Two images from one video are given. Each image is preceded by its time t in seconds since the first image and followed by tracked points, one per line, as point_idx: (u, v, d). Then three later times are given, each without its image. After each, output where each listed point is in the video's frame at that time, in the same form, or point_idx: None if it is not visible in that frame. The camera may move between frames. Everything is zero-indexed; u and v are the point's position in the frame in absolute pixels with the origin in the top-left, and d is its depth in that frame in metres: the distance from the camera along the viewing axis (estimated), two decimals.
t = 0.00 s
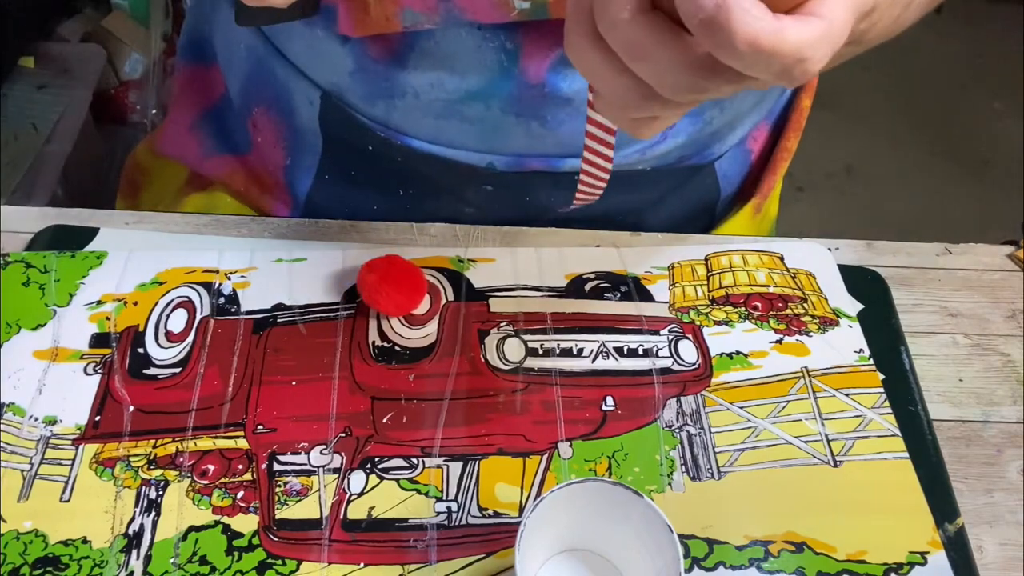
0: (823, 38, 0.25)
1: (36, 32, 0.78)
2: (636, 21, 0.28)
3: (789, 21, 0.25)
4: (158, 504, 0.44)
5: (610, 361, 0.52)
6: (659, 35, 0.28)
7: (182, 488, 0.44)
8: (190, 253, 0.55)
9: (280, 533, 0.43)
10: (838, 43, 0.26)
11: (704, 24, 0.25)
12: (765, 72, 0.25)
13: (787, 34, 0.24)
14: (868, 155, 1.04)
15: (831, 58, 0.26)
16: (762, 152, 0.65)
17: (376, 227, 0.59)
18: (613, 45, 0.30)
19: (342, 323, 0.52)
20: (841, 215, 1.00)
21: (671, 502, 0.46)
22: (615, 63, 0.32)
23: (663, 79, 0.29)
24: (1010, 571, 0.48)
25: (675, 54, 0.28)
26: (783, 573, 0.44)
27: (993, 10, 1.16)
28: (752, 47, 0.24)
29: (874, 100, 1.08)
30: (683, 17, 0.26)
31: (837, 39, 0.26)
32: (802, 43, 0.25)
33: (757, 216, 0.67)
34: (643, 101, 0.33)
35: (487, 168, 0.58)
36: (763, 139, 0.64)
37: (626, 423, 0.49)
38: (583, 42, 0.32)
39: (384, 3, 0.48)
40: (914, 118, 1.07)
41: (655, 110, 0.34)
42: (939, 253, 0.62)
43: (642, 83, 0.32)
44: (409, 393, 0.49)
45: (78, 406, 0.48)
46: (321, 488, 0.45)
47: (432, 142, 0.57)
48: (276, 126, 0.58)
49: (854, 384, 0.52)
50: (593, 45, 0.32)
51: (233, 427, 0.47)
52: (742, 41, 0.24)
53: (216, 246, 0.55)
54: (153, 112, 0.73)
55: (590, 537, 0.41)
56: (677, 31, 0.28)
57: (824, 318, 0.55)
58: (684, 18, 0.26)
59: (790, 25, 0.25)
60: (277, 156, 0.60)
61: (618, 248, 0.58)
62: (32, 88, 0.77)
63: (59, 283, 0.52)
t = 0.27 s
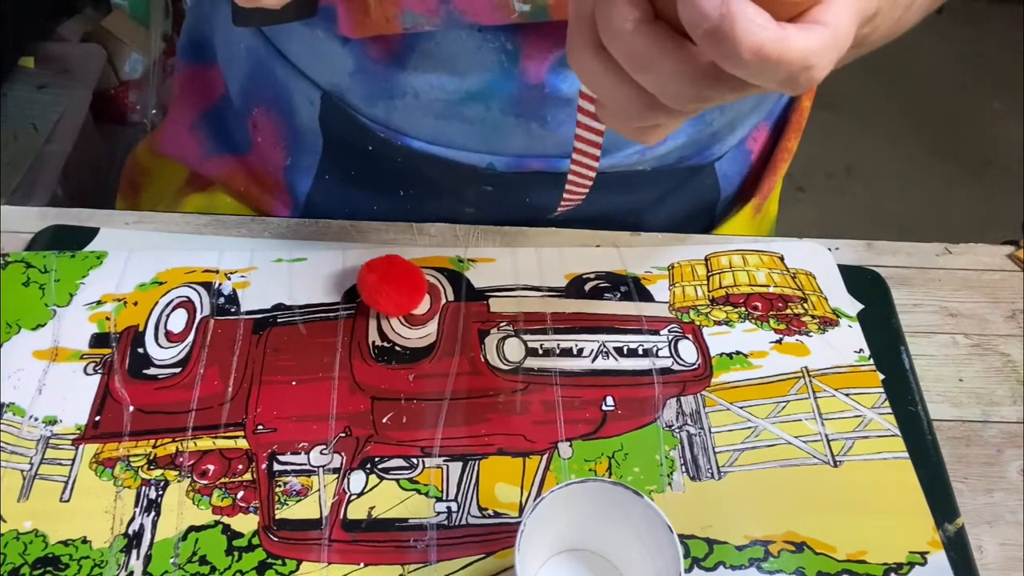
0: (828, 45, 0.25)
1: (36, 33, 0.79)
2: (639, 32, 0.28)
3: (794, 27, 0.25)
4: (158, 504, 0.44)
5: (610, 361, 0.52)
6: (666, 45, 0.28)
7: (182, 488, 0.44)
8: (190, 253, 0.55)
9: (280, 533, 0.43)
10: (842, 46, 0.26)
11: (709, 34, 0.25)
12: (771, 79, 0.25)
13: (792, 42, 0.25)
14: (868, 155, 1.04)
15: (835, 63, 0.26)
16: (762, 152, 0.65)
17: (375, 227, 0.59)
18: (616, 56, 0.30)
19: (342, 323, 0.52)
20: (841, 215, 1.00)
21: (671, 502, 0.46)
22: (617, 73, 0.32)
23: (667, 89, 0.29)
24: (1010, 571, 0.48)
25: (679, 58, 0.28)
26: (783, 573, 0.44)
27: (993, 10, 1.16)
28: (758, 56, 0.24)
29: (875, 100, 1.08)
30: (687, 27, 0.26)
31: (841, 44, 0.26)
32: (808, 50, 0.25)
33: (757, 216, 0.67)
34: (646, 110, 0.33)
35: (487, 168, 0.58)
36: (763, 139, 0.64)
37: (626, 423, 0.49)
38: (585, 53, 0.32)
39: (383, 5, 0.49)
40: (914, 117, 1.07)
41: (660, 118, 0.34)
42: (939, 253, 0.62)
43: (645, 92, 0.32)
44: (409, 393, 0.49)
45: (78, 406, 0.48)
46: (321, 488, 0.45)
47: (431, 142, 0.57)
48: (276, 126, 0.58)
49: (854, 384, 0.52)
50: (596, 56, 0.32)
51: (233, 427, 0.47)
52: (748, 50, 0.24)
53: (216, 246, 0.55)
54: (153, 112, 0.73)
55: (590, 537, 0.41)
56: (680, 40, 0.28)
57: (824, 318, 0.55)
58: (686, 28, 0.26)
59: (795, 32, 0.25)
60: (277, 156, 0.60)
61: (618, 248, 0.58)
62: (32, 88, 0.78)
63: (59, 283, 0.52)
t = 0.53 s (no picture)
0: (831, 50, 0.25)
1: (36, 33, 0.79)
2: (643, 39, 0.28)
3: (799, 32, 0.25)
4: (158, 504, 0.44)
5: (610, 362, 0.52)
6: (669, 51, 0.28)
7: (182, 488, 0.44)
8: (190, 253, 0.55)
9: (280, 533, 0.43)
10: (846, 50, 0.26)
11: (713, 41, 0.25)
12: (774, 85, 0.25)
13: (796, 48, 0.24)
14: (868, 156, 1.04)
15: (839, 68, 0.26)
16: (762, 152, 0.65)
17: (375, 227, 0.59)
18: (619, 62, 0.30)
19: (342, 323, 0.52)
20: (840, 215, 1.00)
21: (671, 502, 0.46)
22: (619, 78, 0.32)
23: (670, 96, 0.29)
24: (1009, 571, 0.48)
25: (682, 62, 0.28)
26: (783, 573, 0.44)
27: (992, 10, 1.16)
28: (762, 62, 0.24)
29: (875, 100, 1.08)
30: (690, 34, 0.26)
31: (845, 49, 0.26)
32: (812, 55, 0.25)
33: (757, 216, 0.67)
34: (649, 114, 0.33)
35: (487, 168, 0.58)
36: (763, 139, 0.64)
37: (626, 423, 0.49)
38: (588, 59, 0.32)
39: (384, 6, 0.48)
40: (914, 117, 1.07)
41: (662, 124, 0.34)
42: (939, 253, 0.62)
43: (646, 98, 0.32)
44: (409, 393, 0.49)
45: (78, 405, 0.48)
46: (321, 488, 0.45)
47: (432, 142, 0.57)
48: (277, 126, 0.58)
49: (854, 384, 0.52)
50: (598, 62, 0.32)
51: (233, 427, 0.47)
52: (752, 56, 0.24)
53: (216, 246, 0.55)
54: (153, 112, 0.73)
55: (590, 537, 0.41)
56: (683, 46, 0.28)
57: (824, 318, 0.55)
58: (690, 35, 0.26)
59: (799, 37, 0.25)
60: (278, 155, 0.60)
61: (618, 248, 0.58)
62: (32, 88, 0.78)
63: (58, 283, 0.52)
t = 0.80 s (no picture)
0: (835, 53, 0.25)
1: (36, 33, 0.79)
2: (649, 35, 0.28)
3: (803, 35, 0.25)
4: (158, 504, 0.44)
5: (610, 362, 0.52)
6: (676, 48, 0.28)
7: (182, 488, 0.44)
8: (190, 253, 0.55)
9: (280, 533, 0.43)
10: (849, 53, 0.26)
11: (718, 40, 0.25)
12: (778, 86, 0.26)
13: (799, 49, 0.25)
14: (868, 155, 1.04)
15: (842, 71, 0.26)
16: (762, 152, 0.65)
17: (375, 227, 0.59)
18: (625, 58, 0.30)
19: (342, 323, 0.52)
20: (840, 215, 1.00)
21: (670, 502, 0.46)
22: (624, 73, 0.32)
23: (673, 93, 0.29)
24: (1010, 571, 0.48)
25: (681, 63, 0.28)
26: (783, 573, 0.44)
27: (992, 10, 1.16)
28: (766, 63, 0.25)
29: (875, 100, 1.08)
30: (696, 32, 0.26)
31: (848, 52, 0.26)
32: (815, 58, 0.25)
33: (757, 216, 0.67)
34: (651, 111, 0.33)
35: (488, 167, 0.58)
36: (763, 139, 0.64)
37: (626, 423, 0.49)
38: (593, 53, 0.32)
39: (386, 7, 0.48)
40: (914, 117, 1.07)
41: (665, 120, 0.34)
42: (939, 253, 0.62)
43: (650, 94, 0.32)
44: (409, 393, 0.49)
45: (78, 405, 0.48)
46: (321, 488, 0.45)
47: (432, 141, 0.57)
48: (277, 125, 0.58)
49: (854, 384, 0.52)
50: (604, 55, 0.32)
51: (233, 427, 0.47)
52: (757, 57, 0.24)
53: (216, 246, 0.55)
54: (153, 112, 0.73)
55: (590, 537, 0.41)
56: (688, 46, 0.28)
57: (824, 318, 0.55)
58: (696, 33, 0.26)
59: (803, 40, 0.25)
60: (278, 155, 0.60)
61: (618, 248, 0.58)
62: (32, 88, 0.78)
63: (58, 283, 0.52)
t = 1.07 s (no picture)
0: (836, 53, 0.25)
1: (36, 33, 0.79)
2: (650, 21, 0.28)
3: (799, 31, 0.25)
4: (158, 504, 0.44)
5: (610, 362, 0.52)
6: (677, 37, 0.28)
7: (182, 488, 0.44)
8: (190, 253, 0.55)
9: (280, 533, 0.43)
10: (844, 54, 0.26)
11: (716, 30, 0.25)
12: (772, 80, 0.26)
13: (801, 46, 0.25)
14: (868, 155, 1.04)
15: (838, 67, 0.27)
16: (762, 152, 0.65)
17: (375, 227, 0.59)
18: (624, 43, 0.30)
19: (342, 324, 0.52)
20: (840, 214, 1.00)
21: (670, 502, 0.46)
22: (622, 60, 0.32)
23: (671, 81, 0.30)
24: (1010, 571, 0.48)
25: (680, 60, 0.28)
26: (783, 573, 0.44)
27: (993, 10, 1.16)
28: (762, 54, 0.25)
29: (875, 100, 1.08)
30: (697, 21, 0.26)
31: (844, 52, 0.26)
32: (811, 55, 0.25)
33: (757, 216, 0.67)
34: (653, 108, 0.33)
35: (488, 166, 0.58)
36: (763, 139, 0.64)
37: (626, 423, 0.49)
38: (594, 42, 0.32)
39: (388, 8, 0.48)
40: (914, 117, 1.07)
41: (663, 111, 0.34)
42: (939, 253, 0.62)
43: (649, 82, 0.32)
44: (409, 393, 0.49)
45: (78, 406, 0.48)
46: (321, 488, 0.45)
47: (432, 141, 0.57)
48: (277, 125, 0.58)
49: (854, 384, 0.52)
50: (603, 41, 0.32)
51: (233, 427, 0.47)
52: (752, 48, 0.25)
53: (216, 246, 0.55)
54: (154, 111, 0.73)
55: (590, 537, 0.41)
56: (688, 37, 0.28)
57: (824, 318, 0.55)
58: (695, 23, 0.26)
59: (800, 35, 0.25)
60: (278, 154, 0.60)
61: (618, 248, 0.58)
62: (31, 87, 0.78)
63: (58, 283, 0.52)
